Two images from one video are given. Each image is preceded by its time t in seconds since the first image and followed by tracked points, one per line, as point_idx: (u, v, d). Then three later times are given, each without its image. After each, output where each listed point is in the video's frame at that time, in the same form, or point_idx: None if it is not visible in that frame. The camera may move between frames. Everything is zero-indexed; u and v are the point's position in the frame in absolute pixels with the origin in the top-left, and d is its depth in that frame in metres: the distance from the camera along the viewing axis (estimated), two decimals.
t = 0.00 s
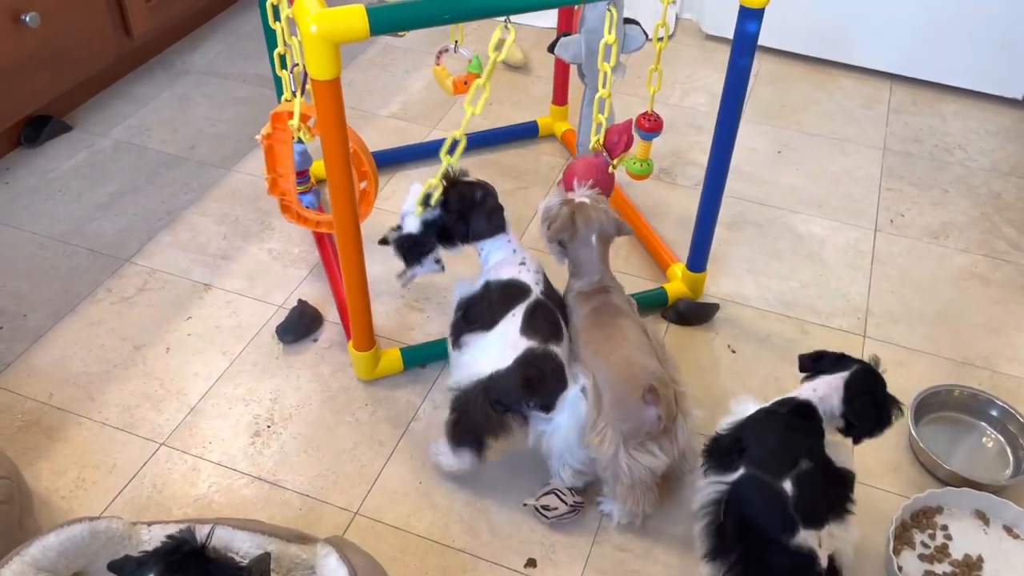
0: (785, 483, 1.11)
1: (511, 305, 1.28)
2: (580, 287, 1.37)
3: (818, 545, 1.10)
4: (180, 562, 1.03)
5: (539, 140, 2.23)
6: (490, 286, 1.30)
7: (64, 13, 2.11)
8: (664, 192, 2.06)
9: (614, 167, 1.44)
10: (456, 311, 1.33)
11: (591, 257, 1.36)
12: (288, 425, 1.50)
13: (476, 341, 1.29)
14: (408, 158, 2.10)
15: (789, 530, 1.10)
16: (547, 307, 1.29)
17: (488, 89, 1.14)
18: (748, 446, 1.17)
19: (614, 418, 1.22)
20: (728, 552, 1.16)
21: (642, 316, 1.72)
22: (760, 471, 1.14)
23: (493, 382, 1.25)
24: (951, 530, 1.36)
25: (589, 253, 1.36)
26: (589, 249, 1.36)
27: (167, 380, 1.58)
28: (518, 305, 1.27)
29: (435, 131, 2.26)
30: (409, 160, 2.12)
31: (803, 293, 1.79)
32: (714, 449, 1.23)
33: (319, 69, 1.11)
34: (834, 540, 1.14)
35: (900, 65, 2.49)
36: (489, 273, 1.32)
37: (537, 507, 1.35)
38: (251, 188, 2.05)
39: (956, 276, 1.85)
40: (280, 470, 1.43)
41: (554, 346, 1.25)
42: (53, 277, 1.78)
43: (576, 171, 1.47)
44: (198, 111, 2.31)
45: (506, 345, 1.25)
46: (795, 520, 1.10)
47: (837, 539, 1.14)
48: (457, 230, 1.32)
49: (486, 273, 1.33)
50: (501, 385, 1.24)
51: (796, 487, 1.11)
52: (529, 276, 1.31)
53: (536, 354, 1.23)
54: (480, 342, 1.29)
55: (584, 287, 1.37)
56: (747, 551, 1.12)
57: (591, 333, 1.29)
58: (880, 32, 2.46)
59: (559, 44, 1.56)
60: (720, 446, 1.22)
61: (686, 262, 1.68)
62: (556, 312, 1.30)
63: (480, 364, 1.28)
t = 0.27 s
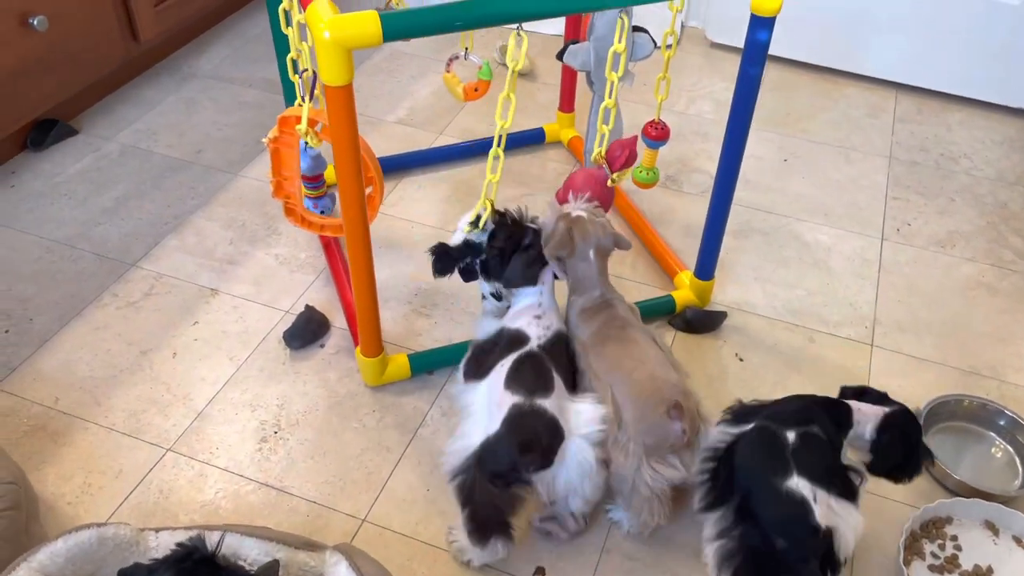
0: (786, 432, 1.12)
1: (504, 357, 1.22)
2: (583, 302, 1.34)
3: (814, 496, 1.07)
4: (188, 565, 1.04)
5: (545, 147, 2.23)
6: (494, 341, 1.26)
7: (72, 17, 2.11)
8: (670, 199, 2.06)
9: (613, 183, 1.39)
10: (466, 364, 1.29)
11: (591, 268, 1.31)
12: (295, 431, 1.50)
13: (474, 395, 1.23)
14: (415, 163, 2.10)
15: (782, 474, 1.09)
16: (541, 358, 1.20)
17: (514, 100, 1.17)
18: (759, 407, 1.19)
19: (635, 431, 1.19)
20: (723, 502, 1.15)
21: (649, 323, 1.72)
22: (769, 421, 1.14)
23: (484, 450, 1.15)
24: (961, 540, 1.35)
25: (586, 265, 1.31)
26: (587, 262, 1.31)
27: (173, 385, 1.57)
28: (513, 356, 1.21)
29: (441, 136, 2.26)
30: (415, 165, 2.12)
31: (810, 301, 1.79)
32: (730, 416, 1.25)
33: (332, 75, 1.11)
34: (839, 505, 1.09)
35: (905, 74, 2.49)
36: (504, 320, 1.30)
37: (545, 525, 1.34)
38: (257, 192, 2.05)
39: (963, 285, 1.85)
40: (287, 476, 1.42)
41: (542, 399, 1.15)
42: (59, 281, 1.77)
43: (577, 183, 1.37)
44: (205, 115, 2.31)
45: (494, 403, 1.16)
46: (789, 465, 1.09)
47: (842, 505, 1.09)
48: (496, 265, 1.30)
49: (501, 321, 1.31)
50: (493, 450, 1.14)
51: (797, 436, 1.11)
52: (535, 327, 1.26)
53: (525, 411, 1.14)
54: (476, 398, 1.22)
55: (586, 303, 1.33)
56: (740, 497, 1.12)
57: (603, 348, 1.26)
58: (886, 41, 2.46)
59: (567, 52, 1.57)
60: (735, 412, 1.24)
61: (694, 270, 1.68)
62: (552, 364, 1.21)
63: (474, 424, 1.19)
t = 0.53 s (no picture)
0: (823, 410, 1.13)
1: (558, 411, 1.11)
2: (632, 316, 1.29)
3: (842, 462, 1.07)
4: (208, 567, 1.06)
5: (557, 148, 2.22)
6: (535, 395, 1.13)
7: (84, 15, 2.11)
8: (684, 201, 2.05)
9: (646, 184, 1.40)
10: (494, 423, 1.15)
11: (645, 288, 1.29)
12: (310, 432, 1.49)
13: (516, 456, 1.10)
14: (427, 164, 2.09)
15: (812, 439, 1.09)
16: (597, 417, 1.12)
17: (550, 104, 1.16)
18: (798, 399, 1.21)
19: (673, 452, 1.20)
20: (749, 472, 1.15)
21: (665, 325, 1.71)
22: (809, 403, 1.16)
23: (541, 513, 1.05)
24: (981, 545, 1.34)
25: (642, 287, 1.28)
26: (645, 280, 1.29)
27: (187, 385, 1.56)
28: (567, 414, 1.10)
29: (453, 137, 2.26)
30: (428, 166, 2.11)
31: (825, 304, 1.79)
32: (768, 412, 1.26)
33: (355, 74, 1.11)
34: (870, 485, 1.08)
35: (918, 78, 2.49)
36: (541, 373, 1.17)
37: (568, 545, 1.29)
38: (269, 192, 2.04)
39: (979, 289, 1.84)
40: (303, 478, 1.42)
41: (605, 466, 1.07)
42: (71, 280, 1.76)
43: (612, 185, 1.37)
44: (216, 115, 2.31)
45: (553, 467, 1.06)
46: (821, 433, 1.09)
47: (873, 485, 1.08)
48: (543, 305, 1.16)
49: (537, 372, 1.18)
50: (548, 513, 1.04)
51: (833, 413, 1.12)
52: (580, 382, 1.15)
53: (588, 478, 1.05)
54: (518, 458, 1.10)
55: (632, 317, 1.29)
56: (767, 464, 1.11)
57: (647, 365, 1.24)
58: (899, 44, 2.46)
59: (584, 53, 1.53)
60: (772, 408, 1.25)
61: (711, 273, 1.67)
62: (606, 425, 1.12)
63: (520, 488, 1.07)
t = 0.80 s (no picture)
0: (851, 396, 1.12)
1: (578, 461, 1.06)
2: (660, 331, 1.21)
3: (865, 445, 1.06)
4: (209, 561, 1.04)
5: (566, 148, 2.22)
6: (570, 436, 1.10)
7: (93, 12, 2.10)
8: (693, 202, 2.05)
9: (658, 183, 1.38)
10: (533, 456, 1.15)
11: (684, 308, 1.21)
12: (320, 430, 1.48)
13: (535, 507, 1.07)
14: (436, 162, 2.09)
15: (836, 422, 1.09)
16: (616, 471, 1.04)
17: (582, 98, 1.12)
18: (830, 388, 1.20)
19: (704, 457, 1.19)
20: (773, 455, 1.15)
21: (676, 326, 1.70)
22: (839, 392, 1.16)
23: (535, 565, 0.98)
24: (994, 548, 1.34)
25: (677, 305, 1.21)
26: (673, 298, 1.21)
27: (196, 383, 1.56)
28: (584, 465, 1.05)
29: (461, 136, 2.25)
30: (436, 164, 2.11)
31: (836, 306, 1.78)
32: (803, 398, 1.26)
33: (374, 73, 1.10)
34: (893, 471, 1.08)
35: (926, 79, 2.48)
36: (580, 412, 1.13)
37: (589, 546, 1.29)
38: (278, 190, 2.03)
39: (989, 291, 1.84)
40: (313, 476, 1.41)
41: (611, 523, 0.98)
42: (80, 277, 1.76)
43: (625, 183, 1.35)
44: (224, 112, 2.30)
45: (556, 519, 1.00)
46: (846, 416, 1.09)
47: (896, 471, 1.08)
48: (586, 333, 1.08)
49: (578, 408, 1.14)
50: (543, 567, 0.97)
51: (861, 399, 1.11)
52: (613, 433, 1.08)
53: (588, 534, 0.97)
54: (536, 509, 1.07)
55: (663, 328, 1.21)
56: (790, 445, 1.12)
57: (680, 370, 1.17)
58: (907, 45, 2.45)
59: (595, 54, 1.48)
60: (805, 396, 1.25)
61: (722, 274, 1.67)
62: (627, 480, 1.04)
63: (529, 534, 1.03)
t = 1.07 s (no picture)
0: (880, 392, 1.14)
1: (585, 492, 1.03)
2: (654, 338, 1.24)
3: (895, 443, 1.09)
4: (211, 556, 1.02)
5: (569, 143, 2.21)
6: (558, 467, 1.07)
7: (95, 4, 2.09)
8: (697, 197, 2.04)
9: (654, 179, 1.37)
10: (522, 499, 1.10)
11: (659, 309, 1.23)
12: (324, 424, 1.48)
13: (548, 542, 1.04)
14: (439, 157, 2.08)
15: (868, 419, 1.10)
16: (628, 489, 1.03)
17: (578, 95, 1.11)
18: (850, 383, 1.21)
19: (731, 471, 1.17)
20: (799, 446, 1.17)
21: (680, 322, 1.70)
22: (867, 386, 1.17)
23: None
24: (999, 544, 1.33)
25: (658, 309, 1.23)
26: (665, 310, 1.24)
27: (199, 376, 1.55)
28: (594, 494, 1.03)
29: (464, 131, 2.24)
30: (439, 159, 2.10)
31: (840, 302, 1.78)
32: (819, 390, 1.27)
33: (380, 63, 1.09)
34: (918, 471, 1.10)
35: (931, 76, 2.48)
36: (559, 439, 1.10)
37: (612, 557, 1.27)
38: (280, 184, 2.02)
39: (994, 288, 1.83)
40: (316, 470, 1.40)
41: (645, 544, 0.99)
42: (81, 270, 1.75)
43: (618, 179, 1.34)
44: (226, 106, 2.29)
45: (587, 553, 0.98)
46: (877, 413, 1.11)
47: (921, 472, 1.10)
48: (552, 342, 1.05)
49: (554, 437, 1.11)
50: None
51: (891, 397, 1.13)
52: (602, 451, 1.07)
53: (628, 563, 0.96)
54: (551, 545, 1.03)
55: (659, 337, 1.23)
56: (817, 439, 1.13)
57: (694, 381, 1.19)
58: (912, 42, 2.44)
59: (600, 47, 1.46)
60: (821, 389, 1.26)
61: (726, 269, 1.66)
62: (637, 492, 1.04)
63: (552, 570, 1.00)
